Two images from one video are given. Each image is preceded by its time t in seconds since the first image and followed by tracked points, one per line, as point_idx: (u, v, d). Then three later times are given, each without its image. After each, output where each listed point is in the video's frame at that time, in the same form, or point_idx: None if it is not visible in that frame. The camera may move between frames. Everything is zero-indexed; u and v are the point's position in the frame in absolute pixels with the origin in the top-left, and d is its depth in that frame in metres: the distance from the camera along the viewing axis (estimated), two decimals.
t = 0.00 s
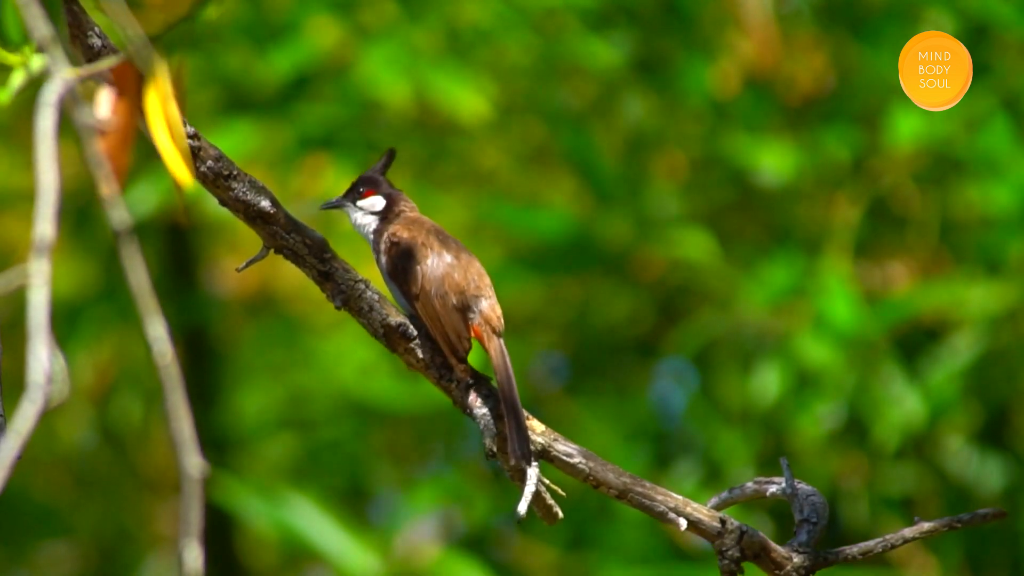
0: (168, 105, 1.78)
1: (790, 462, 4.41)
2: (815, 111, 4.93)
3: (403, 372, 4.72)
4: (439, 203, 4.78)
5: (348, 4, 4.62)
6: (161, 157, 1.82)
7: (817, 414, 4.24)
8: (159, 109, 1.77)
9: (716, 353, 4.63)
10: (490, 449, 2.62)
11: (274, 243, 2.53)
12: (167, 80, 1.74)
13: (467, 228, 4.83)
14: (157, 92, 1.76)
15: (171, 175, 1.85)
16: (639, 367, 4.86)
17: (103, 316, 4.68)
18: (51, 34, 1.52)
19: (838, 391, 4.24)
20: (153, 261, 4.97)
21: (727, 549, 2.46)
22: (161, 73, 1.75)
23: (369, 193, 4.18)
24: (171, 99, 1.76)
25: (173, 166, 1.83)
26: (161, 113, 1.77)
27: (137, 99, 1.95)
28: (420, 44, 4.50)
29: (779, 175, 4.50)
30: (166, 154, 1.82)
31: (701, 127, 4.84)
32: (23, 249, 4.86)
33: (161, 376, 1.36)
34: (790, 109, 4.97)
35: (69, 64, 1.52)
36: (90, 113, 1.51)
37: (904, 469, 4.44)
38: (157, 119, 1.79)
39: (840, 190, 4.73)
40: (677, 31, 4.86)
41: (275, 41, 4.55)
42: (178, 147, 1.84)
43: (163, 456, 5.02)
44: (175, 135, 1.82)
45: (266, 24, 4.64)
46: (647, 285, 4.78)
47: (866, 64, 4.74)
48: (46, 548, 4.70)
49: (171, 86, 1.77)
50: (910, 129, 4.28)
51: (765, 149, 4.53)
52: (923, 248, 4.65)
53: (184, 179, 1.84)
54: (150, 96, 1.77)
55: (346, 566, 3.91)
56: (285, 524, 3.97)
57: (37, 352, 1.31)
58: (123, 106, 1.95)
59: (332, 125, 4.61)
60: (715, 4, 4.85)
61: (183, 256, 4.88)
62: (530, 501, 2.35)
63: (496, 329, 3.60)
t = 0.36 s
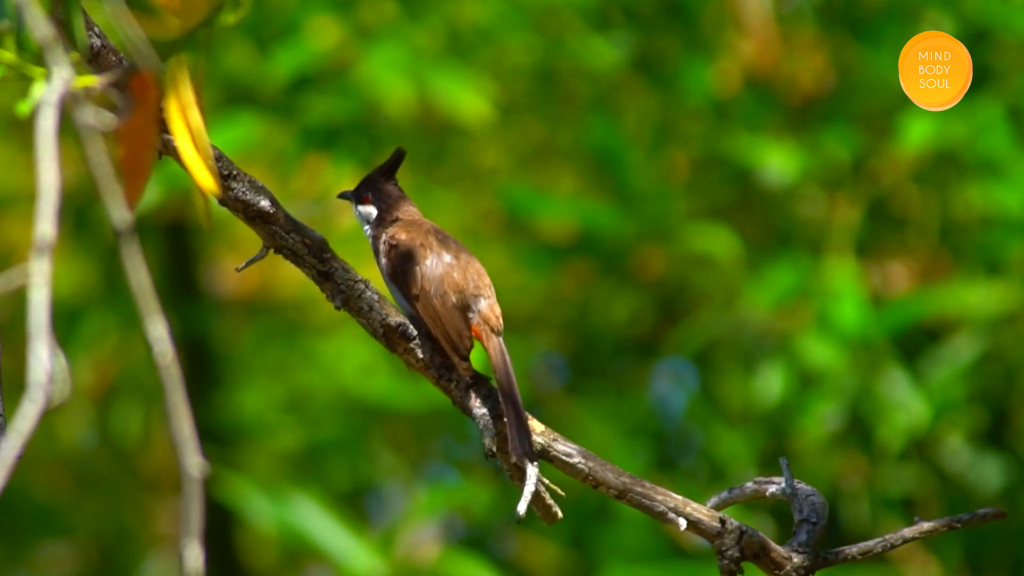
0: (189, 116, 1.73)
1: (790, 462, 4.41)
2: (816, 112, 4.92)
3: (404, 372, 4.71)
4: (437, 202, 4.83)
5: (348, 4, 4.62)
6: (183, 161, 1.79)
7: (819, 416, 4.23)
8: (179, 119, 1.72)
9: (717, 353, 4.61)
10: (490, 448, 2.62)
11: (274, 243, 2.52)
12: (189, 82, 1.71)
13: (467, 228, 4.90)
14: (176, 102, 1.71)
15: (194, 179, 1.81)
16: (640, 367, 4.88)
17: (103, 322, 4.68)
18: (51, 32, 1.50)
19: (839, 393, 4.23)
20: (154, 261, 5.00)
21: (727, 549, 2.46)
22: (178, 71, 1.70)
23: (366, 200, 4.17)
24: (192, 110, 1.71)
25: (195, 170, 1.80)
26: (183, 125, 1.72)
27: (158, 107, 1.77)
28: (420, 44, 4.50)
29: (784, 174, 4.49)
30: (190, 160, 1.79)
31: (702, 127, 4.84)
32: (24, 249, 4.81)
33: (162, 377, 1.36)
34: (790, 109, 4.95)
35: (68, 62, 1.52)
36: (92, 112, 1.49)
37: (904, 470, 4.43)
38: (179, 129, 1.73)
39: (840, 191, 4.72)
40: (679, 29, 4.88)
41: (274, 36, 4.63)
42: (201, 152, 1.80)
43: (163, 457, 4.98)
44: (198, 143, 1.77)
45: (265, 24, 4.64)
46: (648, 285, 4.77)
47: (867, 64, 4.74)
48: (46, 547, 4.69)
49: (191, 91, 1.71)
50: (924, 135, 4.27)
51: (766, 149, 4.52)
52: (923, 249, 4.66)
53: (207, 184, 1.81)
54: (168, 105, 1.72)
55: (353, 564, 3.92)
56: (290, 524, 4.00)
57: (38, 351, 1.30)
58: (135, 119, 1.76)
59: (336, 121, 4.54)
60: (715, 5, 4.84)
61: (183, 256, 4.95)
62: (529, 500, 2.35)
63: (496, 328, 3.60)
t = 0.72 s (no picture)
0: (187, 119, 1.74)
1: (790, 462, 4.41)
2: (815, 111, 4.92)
3: (405, 372, 4.71)
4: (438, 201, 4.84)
5: (347, 2, 4.59)
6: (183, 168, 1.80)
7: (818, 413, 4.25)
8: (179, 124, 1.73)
9: (716, 352, 4.61)
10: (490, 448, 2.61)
11: (274, 243, 2.53)
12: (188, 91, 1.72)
13: (467, 227, 4.88)
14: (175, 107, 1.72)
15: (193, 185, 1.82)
16: (640, 367, 4.88)
17: (104, 319, 4.67)
18: (53, 32, 1.50)
19: (837, 393, 4.26)
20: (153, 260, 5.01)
21: (727, 549, 2.46)
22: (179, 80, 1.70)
23: (381, 199, 4.20)
24: (191, 115, 1.72)
25: (195, 176, 1.80)
26: (182, 131, 1.73)
27: (158, 112, 1.72)
28: (420, 42, 4.49)
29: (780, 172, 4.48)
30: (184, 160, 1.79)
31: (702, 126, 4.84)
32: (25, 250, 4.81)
33: (164, 378, 1.36)
34: (790, 109, 4.96)
35: (71, 64, 1.52)
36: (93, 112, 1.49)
37: (903, 470, 4.43)
38: (179, 134, 1.74)
39: (839, 191, 4.72)
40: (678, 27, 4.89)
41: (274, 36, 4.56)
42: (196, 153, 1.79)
43: (164, 456, 4.95)
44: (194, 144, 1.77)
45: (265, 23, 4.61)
46: (647, 285, 4.75)
47: (866, 64, 4.74)
48: (47, 545, 4.75)
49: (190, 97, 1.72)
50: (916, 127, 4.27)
51: (765, 149, 4.52)
52: (923, 249, 4.66)
53: (207, 189, 1.81)
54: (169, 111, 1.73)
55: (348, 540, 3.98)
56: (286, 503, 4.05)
57: (40, 351, 1.30)
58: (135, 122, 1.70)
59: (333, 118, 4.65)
60: (714, 5, 4.84)
61: (183, 257, 4.96)
62: (529, 501, 2.35)
63: (496, 330, 3.58)
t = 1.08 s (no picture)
0: (202, 118, 1.75)
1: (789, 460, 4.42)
2: (815, 109, 4.92)
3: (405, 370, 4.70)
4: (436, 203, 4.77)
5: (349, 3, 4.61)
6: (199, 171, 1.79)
7: (816, 410, 4.23)
8: (193, 121, 1.74)
9: (716, 350, 4.63)
10: (490, 445, 2.61)
11: (274, 240, 2.53)
12: (203, 89, 1.76)
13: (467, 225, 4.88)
14: (190, 107, 1.74)
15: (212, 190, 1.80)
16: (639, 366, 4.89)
17: (99, 313, 4.69)
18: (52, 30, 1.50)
19: (834, 387, 4.24)
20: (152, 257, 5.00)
21: (727, 546, 2.46)
22: (192, 77, 1.75)
23: (377, 197, 4.20)
24: (207, 114, 1.73)
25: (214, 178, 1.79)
26: (198, 130, 1.74)
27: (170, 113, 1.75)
28: (417, 43, 4.50)
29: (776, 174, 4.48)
30: (204, 167, 1.78)
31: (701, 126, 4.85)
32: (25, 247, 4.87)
33: (164, 374, 1.36)
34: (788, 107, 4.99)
35: (71, 63, 1.52)
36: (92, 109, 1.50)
37: (903, 467, 4.42)
38: (195, 134, 1.74)
39: (837, 190, 4.73)
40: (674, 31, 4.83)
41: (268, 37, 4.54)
42: (215, 158, 1.77)
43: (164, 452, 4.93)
44: (210, 147, 1.76)
45: (261, 25, 4.55)
46: (646, 283, 4.83)
47: (866, 63, 4.74)
48: (45, 545, 4.77)
49: (204, 94, 1.75)
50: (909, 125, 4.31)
51: (764, 148, 4.52)
52: (923, 248, 4.66)
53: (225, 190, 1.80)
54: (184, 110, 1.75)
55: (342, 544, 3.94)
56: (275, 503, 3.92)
57: (40, 348, 1.30)
58: (149, 121, 1.73)
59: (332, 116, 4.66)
60: (713, 3, 4.84)
61: (183, 254, 4.97)
62: (530, 497, 2.35)
63: (498, 325, 3.59)
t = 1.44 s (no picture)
0: (213, 121, 1.82)
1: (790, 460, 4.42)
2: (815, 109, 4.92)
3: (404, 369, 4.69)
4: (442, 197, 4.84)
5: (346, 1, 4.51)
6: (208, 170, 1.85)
7: (819, 409, 4.23)
8: (204, 122, 1.81)
9: (717, 349, 4.65)
10: (490, 448, 2.46)
11: (274, 242, 2.53)
12: (210, 90, 1.82)
13: (467, 225, 4.89)
14: (200, 108, 1.81)
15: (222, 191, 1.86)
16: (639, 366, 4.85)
17: (99, 314, 4.68)
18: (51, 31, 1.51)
19: (837, 387, 4.22)
20: (152, 257, 5.01)
21: (727, 549, 2.46)
22: (201, 77, 1.81)
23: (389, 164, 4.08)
24: (215, 114, 1.81)
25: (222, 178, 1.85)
26: (206, 129, 1.81)
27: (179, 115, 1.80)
28: (420, 40, 4.48)
29: (782, 172, 4.48)
30: (215, 168, 1.85)
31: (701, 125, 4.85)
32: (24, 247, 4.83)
33: (164, 376, 1.36)
34: (786, 108, 4.94)
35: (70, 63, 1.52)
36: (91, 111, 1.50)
37: (905, 469, 4.41)
38: (201, 131, 1.82)
39: (838, 190, 4.71)
40: (677, 27, 4.86)
41: (276, 32, 4.49)
42: (225, 159, 1.85)
43: (163, 454, 4.98)
44: (221, 148, 1.84)
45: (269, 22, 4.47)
46: (648, 284, 4.78)
47: (866, 63, 4.74)
48: (45, 545, 4.73)
49: (212, 95, 1.82)
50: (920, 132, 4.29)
51: (765, 147, 4.52)
52: (924, 248, 4.65)
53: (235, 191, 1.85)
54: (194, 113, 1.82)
55: (340, 532, 4.02)
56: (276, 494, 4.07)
57: (41, 350, 1.30)
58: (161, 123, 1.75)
59: (334, 117, 4.68)
60: (713, 3, 4.84)
61: (183, 254, 4.94)
62: (529, 501, 2.35)
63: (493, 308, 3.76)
